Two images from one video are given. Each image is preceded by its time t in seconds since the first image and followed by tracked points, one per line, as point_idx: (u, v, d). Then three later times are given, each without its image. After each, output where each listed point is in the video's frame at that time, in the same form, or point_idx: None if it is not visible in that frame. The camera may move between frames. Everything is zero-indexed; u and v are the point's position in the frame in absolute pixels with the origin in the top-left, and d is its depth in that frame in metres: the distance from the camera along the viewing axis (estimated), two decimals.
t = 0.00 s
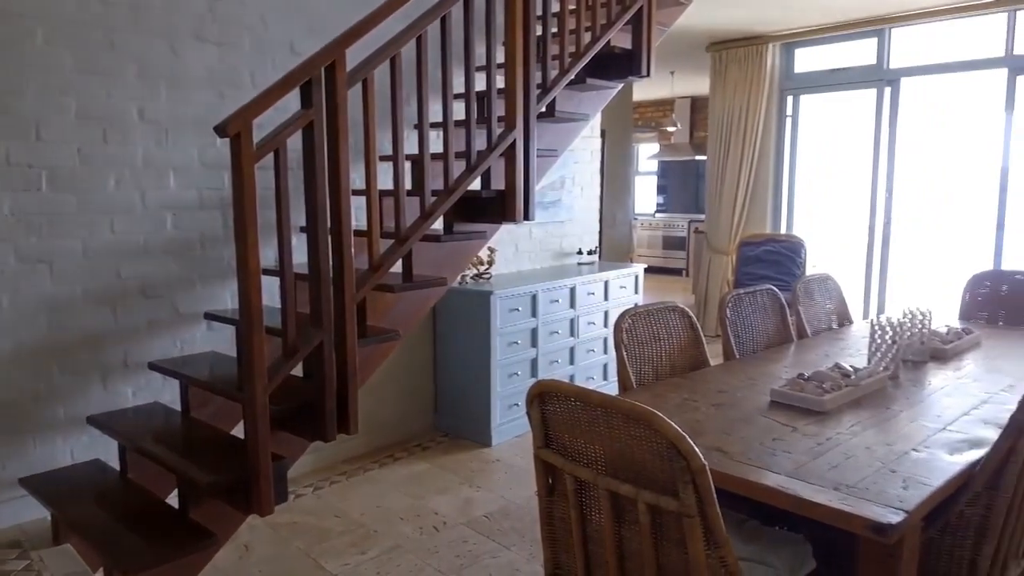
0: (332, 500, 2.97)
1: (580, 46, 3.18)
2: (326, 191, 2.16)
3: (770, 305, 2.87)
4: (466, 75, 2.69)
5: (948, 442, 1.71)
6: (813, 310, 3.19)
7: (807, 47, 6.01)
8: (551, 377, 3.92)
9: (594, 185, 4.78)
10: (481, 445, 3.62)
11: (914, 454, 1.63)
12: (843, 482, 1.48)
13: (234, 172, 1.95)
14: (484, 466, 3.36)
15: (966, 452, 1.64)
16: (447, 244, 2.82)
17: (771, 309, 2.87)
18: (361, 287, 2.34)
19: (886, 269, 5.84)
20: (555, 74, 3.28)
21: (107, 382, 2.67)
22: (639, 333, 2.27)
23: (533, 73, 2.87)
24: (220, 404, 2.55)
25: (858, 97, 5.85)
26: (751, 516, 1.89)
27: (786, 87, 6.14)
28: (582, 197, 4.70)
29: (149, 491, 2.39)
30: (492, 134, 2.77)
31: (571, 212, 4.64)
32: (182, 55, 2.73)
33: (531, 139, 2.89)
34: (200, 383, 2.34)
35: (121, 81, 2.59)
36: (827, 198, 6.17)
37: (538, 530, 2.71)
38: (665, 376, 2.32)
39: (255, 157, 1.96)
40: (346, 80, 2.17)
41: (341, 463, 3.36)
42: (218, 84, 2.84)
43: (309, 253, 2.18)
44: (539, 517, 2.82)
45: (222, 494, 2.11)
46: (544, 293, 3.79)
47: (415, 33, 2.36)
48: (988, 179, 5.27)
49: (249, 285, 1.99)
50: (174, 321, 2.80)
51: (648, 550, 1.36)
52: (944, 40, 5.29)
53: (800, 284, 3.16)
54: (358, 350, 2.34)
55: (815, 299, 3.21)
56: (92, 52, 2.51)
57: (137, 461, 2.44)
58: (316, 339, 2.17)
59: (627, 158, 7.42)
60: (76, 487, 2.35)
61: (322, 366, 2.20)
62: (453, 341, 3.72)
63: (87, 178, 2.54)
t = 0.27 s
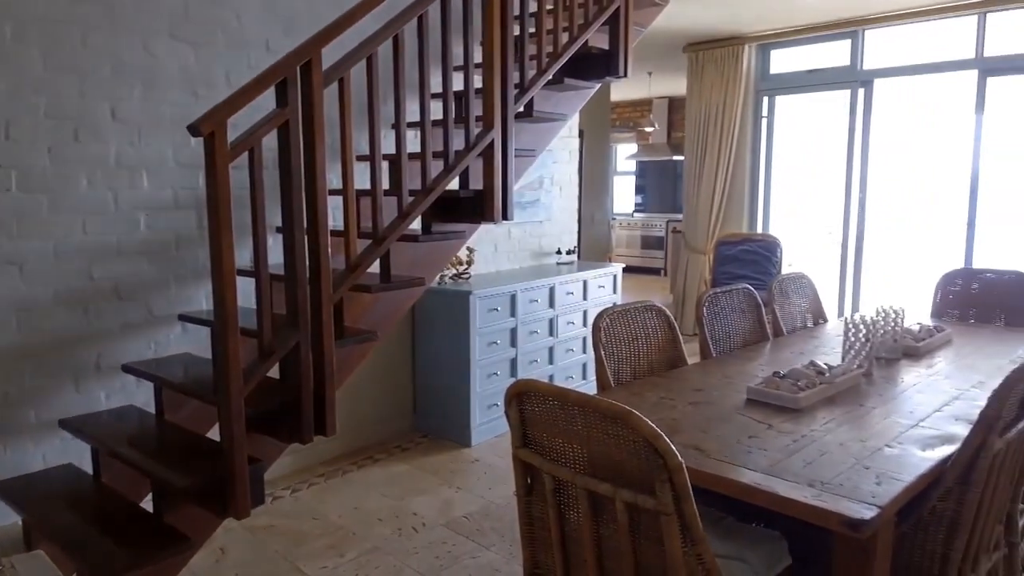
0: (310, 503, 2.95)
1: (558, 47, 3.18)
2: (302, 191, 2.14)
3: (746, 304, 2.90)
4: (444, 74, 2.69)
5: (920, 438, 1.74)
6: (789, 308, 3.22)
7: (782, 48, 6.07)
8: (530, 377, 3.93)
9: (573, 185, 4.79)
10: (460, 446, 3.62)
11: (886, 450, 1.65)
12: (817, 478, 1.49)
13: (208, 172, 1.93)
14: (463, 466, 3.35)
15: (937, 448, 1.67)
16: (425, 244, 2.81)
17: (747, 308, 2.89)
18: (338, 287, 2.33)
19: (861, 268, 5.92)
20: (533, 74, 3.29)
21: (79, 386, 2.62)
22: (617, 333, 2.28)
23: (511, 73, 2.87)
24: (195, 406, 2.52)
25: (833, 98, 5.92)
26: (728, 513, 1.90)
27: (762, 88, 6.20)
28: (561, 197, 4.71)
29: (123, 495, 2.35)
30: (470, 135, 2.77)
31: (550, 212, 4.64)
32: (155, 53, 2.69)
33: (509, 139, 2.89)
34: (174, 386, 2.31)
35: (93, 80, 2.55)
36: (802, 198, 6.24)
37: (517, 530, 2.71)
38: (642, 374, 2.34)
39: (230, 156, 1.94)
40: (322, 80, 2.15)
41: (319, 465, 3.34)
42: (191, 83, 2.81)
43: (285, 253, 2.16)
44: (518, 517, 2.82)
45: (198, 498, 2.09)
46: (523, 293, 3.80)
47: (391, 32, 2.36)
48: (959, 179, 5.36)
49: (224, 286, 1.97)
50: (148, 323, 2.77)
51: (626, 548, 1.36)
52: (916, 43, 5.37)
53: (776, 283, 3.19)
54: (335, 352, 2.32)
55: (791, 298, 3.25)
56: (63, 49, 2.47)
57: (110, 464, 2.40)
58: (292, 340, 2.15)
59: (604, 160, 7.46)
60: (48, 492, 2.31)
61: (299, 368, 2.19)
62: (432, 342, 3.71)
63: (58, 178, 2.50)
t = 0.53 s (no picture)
0: (289, 505, 2.92)
1: (536, 47, 3.19)
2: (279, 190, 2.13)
3: (724, 303, 2.92)
4: (423, 74, 2.68)
5: (894, 434, 1.76)
6: (766, 307, 3.25)
7: (758, 49, 6.13)
8: (510, 377, 3.93)
9: (552, 185, 4.80)
10: (441, 446, 3.61)
11: (862, 447, 1.67)
12: (794, 475, 1.51)
13: (183, 172, 1.91)
14: (444, 466, 3.34)
15: (911, 444, 1.69)
16: (405, 245, 2.80)
17: (725, 307, 2.92)
18: (317, 288, 2.31)
19: (837, 268, 5.99)
20: (512, 73, 3.29)
21: (52, 389, 2.58)
22: (597, 332, 2.29)
23: (490, 73, 2.87)
24: (171, 409, 2.49)
25: (808, 99, 5.99)
26: (707, 511, 1.92)
27: (738, 89, 6.25)
28: (540, 197, 4.72)
29: (98, 500, 2.32)
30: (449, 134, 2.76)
31: (529, 211, 4.65)
32: (129, 51, 2.66)
33: (488, 139, 2.89)
34: (150, 389, 2.28)
35: (65, 78, 2.51)
36: (779, 198, 6.31)
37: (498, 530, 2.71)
38: (621, 374, 2.35)
39: (206, 156, 1.92)
40: (300, 79, 2.14)
41: (298, 467, 3.31)
42: (166, 82, 2.78)
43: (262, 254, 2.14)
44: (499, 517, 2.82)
45: (174, 502, 2.06)
46: (503, 293, 3.79)
47: (369, 32, 2.35)
48: (932, 179, 5.44)
49: (200, 287, 1.95)
50: (123, 325, 2.73)
51: (606, 547, 1.37)
52: (889, 44, 5.45)
53: (753, 282, 3.22)
54: (314, 353, 2.30)
55: (768, 296, 3.28)
56: (35, 47, 2.43)
57: (84, 469, 2.36)
58: (270, 341, 2.14)
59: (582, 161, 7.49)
60: (20, 497, 2.27)
61: (277, 369, 2.17)
62: (412, 342, 3.70)
63: (30, 177, 2.46)
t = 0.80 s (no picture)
0: (273, 507, 2.90)
1: (521, 47, 3.19)
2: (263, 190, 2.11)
3: (708, 302, 2.93)
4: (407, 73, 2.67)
5: (877, 432, 1.78)
6: (750, 306, 3.27)
7: (741, 50, 6.17)
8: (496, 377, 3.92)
9: (537, 185, 4.80)
10: (426, 447, 3.60)
11: (845, 445, 1.69)
12: (778, 473, 1.52)
13: (165, 172, 1.89)
14: (429, 467, 3.33)
15: (893, 441, 1.71)
16: (390, 245, 2.79)
17: (709, 306, 2.93)
18: (301, 288, 2.30)
19: (818, 269, 6.05)
20: (496, 74, 3.29)
21: (32, 391, 2.54)
22: (582, 332, 2.29)
23: (474, 73, 2.86)
24: (153, 411, 2.46)
25: (790, 100, 6.04)
26: (692, 509, 1.93)
27: (721, 89, 6.28)
28: (525, 197, 4.72)
29: (79, 504, 2.29)
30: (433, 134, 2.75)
31: (514, 211, 4.65)
32: (109, 49, 2.63)
33: (473, 139, 2.89)
34: (132, 391, 2.26)
35: (44, 76, 2.47)
36: (762, 198, 6.35)
37: (484, 531, 2.70)
38: (607, 373, 2.35)
39: (188, 156, 1.90)
40: (283, 78, 2.12)
41: (282, 469, 3.29)
42: (147, 80, 2.75)
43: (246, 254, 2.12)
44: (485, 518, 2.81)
45: (157, 505, 2.04)
46: (488, 293, 3.79)
47: (353, 31, 2.34)
48: (912, 179, 5.51)
49: (182, 288, 1.93)
50: (104, 326, 2.70)
51: (593, 546, 1.37)
52: (870, 46, 5.51)
53: (737, 281, 3.24)
54: (298, 354, 2.29)
55: (752, 296, 3.30)
56: (12, 44, 2.39)
57: (65, 472, 2.33)
58: (254, 342, 2.12)
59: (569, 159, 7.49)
60: None
61: (261, 370, 2.15)
62: (397, 343, 3.68)
63: (7, 177, 2.42)
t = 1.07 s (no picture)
0: (265, 509, 2.89)
1: (512, 47, 3.19)
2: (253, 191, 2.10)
3: (699, 302, 2.94)
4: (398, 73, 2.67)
5: (867, 431, 1.79)
6: (740, 306, 3.28)
7: (730, 51, 6.19)
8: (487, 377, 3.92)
9: (528, 185, 4.80)
10: (418, 448, 3.59)
11: (836, 444, 1.70)
12: (770, 472, 1.53)
13: (155, 173, 1.87)
14: (421, 468, 3.33)
15: (884, 441, 1.72)
16: (381, 245, 2.79)
17: (700, 306, 2.94)
18: (292, 289, 2.29)
19: (807, 270, 6.08)
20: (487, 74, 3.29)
21: (20, 394, 2.52)
22: (574, 332, 2.30)
23: (466, 73, 2.86)
24: (143, 413, 2.45)
25: (779, 101, 6.07)
26: (683, 509, 1.93)
27: (711, 90, 6.31)
28: (516, 197, 4.72)
29: (68, 507, 2.27)
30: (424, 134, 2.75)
31: (505, 212, 4.65)
32: (97, 49, 2.61)
33: (465, 139, 2.89)
34: (121, 393, 2.24)
35: (31, 76, 2.45)
36: (752, 198, 6.38)
37: (476, 531, 2.70)
38: (599, 373, 2.36)
39: (178, 156, 1.89)
40: (273, 79, 2.12)
41: (273, 471, 3.28)
42: (136, 80, 2.73)
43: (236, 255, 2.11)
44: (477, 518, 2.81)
45: (148, 508, 2.03)
46: (480, 294, 3.79)
47: (343, 31, 2.33)
48: (900, 180, 5.55)
49: (172, 289, 1.92)
50: (92, 327, 2.68)
51: (587, 547, 1.38)
52: (858, 47, 5.54)
53: (727, 281, 3.25)
54: (289, 355, 2.28)
55: (742, 296, 3.31)
56: None
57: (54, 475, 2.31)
58: (245, 343, 2.11)
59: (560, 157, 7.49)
60: None
61: (251, 372, 2.14)
62: (388, 343, 3.68)
63: None
